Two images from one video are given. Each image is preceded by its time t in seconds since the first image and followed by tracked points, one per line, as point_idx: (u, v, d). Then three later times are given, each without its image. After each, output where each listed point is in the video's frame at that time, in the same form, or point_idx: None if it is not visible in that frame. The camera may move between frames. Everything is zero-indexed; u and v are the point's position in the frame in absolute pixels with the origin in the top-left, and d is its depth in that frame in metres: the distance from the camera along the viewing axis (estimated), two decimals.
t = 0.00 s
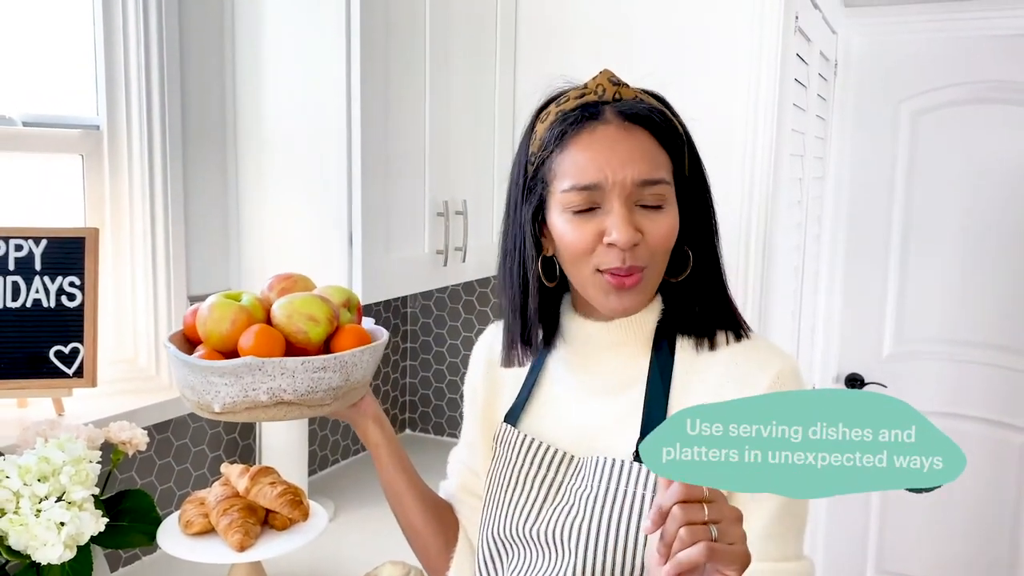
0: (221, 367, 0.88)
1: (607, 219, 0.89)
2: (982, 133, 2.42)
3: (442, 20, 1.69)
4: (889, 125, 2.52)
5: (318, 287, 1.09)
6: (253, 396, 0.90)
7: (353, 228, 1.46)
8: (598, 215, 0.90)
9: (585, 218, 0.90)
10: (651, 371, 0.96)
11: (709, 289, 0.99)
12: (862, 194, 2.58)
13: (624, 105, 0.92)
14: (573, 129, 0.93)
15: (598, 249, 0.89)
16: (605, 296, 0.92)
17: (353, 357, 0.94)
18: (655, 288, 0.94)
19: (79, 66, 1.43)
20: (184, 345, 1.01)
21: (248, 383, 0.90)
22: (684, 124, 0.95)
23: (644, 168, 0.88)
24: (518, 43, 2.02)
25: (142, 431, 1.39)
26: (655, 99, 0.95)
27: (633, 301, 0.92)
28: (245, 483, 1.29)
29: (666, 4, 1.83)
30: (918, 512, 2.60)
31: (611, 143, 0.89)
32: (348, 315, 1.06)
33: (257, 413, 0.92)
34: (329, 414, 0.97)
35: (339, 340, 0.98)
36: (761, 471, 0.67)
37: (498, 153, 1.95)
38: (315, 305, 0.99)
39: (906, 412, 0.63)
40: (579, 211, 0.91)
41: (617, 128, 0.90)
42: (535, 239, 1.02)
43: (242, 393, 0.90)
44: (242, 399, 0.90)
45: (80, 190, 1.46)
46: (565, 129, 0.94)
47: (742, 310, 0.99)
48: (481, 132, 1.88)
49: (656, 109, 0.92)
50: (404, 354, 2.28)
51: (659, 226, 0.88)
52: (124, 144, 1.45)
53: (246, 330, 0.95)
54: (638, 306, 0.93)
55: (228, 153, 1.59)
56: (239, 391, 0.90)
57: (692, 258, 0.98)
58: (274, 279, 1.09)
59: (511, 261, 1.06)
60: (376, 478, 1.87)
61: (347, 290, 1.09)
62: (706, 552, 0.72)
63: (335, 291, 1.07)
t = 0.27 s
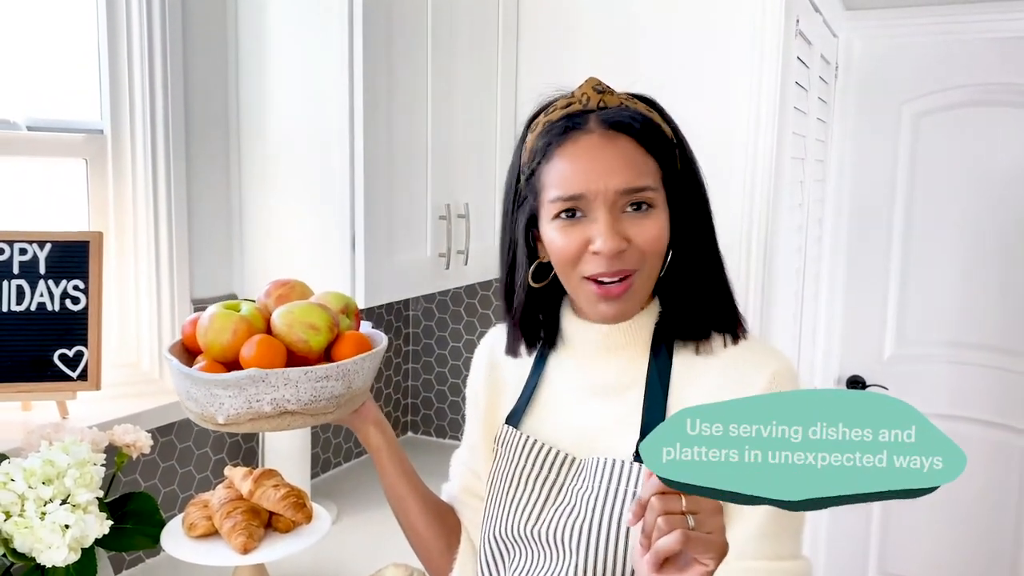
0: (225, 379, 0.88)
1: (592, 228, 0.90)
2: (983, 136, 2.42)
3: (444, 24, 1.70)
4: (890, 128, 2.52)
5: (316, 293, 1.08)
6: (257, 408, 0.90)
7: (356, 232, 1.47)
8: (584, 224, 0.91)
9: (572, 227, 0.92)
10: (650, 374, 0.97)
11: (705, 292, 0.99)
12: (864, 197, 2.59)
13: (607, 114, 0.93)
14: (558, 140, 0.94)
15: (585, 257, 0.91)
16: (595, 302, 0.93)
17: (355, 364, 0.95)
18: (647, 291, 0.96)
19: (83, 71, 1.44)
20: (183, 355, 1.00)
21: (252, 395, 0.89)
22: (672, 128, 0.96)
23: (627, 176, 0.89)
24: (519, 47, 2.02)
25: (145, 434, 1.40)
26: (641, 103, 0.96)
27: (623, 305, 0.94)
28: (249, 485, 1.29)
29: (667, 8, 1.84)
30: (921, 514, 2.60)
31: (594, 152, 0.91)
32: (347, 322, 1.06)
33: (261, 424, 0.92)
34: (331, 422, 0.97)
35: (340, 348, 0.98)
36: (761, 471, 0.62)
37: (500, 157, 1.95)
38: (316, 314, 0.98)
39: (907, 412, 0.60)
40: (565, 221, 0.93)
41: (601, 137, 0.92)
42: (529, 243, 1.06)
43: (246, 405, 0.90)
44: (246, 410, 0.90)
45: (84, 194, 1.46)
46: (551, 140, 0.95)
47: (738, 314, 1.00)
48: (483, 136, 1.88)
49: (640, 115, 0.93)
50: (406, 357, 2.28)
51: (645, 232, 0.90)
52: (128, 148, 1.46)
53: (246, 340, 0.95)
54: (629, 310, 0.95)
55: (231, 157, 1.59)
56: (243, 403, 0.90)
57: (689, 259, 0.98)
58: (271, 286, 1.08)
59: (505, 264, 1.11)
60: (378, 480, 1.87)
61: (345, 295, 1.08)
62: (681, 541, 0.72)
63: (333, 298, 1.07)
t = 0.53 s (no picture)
0: (222, 383, 0.88)
1: (590, 231, 0.91)
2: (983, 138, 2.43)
3: (443, 27, 1.70)
4: (890, 130, 2.52)
5: (313, 296, 1.09)
6: (253, 411, 0.90)
7: (355, 234, 1.47)
8: (582, 227, 0.92)
9: (570, 231, 0.92)
10: (648, 377, 0.97)
11: (702, 296, 0.99)
12: (863, 198, 2.59)
13: (600, 117, 0.94)
14: (552, 144, 0.95)
15: (585, 261, 0.91)
16: (596, 306, 0.94)
17: (351, 368, 0.95)
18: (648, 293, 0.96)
19: (83, 74, 1.44)
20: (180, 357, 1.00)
21: (248, 398, 0.90)
22: (665, 130, 0.97)
23: (623, 178, 0.90)
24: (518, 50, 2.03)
25: (145, 436, 1.40)
26: (633, 105, 0.97)
27: (626, 308, 0.94)
28: (249, 487, 1.29)
29: (666, 11, 1.84)
30: (921, 516, 2.60)
31: (589, 156, 0.92)
32: (344, 325, 1.06)
33: (257, 427, 0.92)
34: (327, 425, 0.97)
35: (337, 352, 0.98)
36: (761, 471, 0.63)
37: (500, 159, 1.95)
38: (313, 318, 0.98)
39: (905, 411, 0.61)
40: (563, 225, 0.93)
41: (595, 140, 0.92)
42: (525, 248, 1.06)
43: (242, 408, 0.90)
44: (242, 414, 0.90)
45: (84, 197, 1.47)
46: (545, 144, 0.96)
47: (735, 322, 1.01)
48: (483, 138, 1.89)
49: (633, 117, 0.94)
50: (406, 359, 2.28)
51: (644, 233, 0.90)
52: (128, 151, 1.46)
53: (244, 344, 0.95)
54: (630, 312, 0.95)
55: (231, 160, 1.60)
56: (239, 406, 0.90)
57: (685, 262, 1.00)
58: (269, 288, 1.09)
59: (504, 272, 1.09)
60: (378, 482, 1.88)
61: (343, 299, 1.09)
62: (665, 548, 0.72)
63: (331, 300, 1.07)
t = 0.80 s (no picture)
0: (214, 383, 0.88)
1: (590, 228, 0.90)
2: (982, 137, 2.43)
3: (441, 27, 1.70)
4: (889, 129, 2.52)
5: (309, 295, 1.08)
6: (246, 411, 0.90)
7: (353, 234, 1.47)
8: (581, 224, 0.92)
9: (569, 228, 0.92)
10: (644, 377, 0.97)
11: (698, 295, 1.00)
12: (862, 198, 2.59)
13: (599, 114, 0.94)
14: (551, 140, 0.95)
15: (584, 258, 0.91)
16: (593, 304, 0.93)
17: (344, 367, 0.95)
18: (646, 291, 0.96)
19: (80, 74, 1.44)
20: (175, 357, 1.00)
21: (241, 399, 0.90)
22: (663, 128, 0.97)
23: (624, 174, 0.90)
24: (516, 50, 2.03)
25: (142, 436, 1.40)
26: (632, 103, 0.97)
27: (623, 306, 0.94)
28: (246, 486, 1.29)
29: (664, 10, 1.84)
30: (921, 515, 2.60)
31: (590, 152, 0.91)
32: (339, 324, 1.06)
33: (251, 427, 0.92)
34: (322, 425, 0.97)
35: (331, 351, 0.98)
36: (761, 471, 0.62)
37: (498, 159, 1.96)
38: (307, 317, 0.98)
39: (905, 411, 0.60)
40: (562, 222, 0.93)
41: (595, 137, 0.92)
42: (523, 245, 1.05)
43: (235, 408, 0.90)
44: (235, 414, 0.90)
45: (82, 197, 1.47)
46: (543, 141, 0.96)
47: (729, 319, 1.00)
48: (481, 138, 1.89)
49: (633, 114, 0.94)
50: (404, 359, 2.28)
51: (644, 230, 0.90)
52: (125, 151, 1.46)
53: (237, 343, 0.95)
54: (628, 310, 0.95)
55: (229, 160, 1.60)
56: (232, 406, 0.90)
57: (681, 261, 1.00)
58: (265, 288, 1.08)
59: (499, 270, 1.09)
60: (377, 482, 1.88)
61: (339, 297, 1.09)
62: (655, 538, 0.72)
63: (326, 300, 1.07)
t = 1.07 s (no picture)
0: (210, 379, 0.88)
1: (597, 218, 0.91)
2: (981, 137, 2.43)
3: (439, 26, 1.70)
4: (887, 129, 2.52)
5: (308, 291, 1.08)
6: (241, 407, 0.90)
7: (351, 233, 1.47)
8: (589, 214, 0.92)
9: (575, 217, 0.92)
10: (639, 376, 0.97)
11: (696, 295, 1.01)
12: (861, 197, 2.59)
13: (616, 106, 0.94)
14: (566, 128, 0.95)
15: (589, 248, 0.91)
16: (593, 294, 0.94)
17: (342, 364, 0.94)
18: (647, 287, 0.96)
19: (78, 73, 1.44)
20: (173, 353, 1.00)
21: (236, 395, 0.90)
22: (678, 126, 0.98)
23: (636, 168, 0.90)
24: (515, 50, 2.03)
25: (140, 435, 1.40)
26: (648, 99, 0.97)
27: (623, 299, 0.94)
28: (244, 485, 1.30)
29: (662, 10, 1.84)
30: (920, 514, 2.59)
31: (604, 142, 0.91)
32: (337, 321, 1.05)
33: (247, 423, 0.92)
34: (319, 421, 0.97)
35: (328, 348, 0.98)
36: (761, 471, 0.64)
37: (496, 158, 1.96)
38: (304, 313, 0.97)
39: (904, 411, 0.62)
40: (570, 210, 0.93)
41: (610, 128, 0.92)
42: (528, 233, 1.05)
43: (231, 404, 0.90)
44: (230, 410, 0.90)
45: (80, 196, 1.47)
46: (558, 129, 0.95)
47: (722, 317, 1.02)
48: (479, 138, 1.89)
49: (649, 110, 0.95)
50: (403, 358, 2.28)
51: (651, 225, 0.91)
52: (123, 150, 1.46)
53: (234, 339, 0.95)
54: (628, 304, 0.96)
55: (227, 159, 1.59)
56: (227, 402, 0.90)
57: (682, 262, 1.01)
58: (264, 283, 1.08)
59: (504, 255, 1.10)
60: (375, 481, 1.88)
61: (338, 294, 1.08)
62: (647, 551, 0.72)
63: (325, 296, 1.06)
